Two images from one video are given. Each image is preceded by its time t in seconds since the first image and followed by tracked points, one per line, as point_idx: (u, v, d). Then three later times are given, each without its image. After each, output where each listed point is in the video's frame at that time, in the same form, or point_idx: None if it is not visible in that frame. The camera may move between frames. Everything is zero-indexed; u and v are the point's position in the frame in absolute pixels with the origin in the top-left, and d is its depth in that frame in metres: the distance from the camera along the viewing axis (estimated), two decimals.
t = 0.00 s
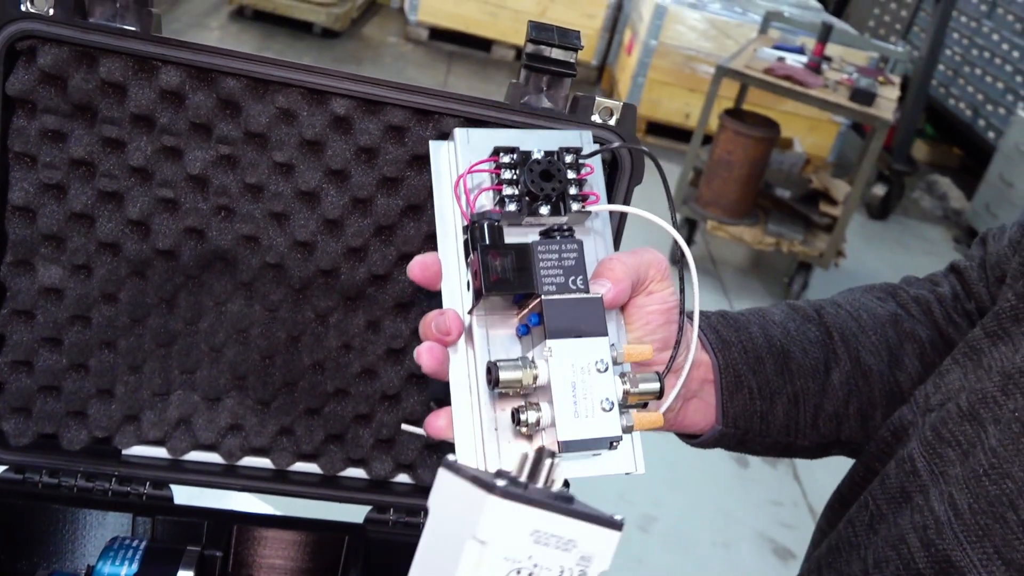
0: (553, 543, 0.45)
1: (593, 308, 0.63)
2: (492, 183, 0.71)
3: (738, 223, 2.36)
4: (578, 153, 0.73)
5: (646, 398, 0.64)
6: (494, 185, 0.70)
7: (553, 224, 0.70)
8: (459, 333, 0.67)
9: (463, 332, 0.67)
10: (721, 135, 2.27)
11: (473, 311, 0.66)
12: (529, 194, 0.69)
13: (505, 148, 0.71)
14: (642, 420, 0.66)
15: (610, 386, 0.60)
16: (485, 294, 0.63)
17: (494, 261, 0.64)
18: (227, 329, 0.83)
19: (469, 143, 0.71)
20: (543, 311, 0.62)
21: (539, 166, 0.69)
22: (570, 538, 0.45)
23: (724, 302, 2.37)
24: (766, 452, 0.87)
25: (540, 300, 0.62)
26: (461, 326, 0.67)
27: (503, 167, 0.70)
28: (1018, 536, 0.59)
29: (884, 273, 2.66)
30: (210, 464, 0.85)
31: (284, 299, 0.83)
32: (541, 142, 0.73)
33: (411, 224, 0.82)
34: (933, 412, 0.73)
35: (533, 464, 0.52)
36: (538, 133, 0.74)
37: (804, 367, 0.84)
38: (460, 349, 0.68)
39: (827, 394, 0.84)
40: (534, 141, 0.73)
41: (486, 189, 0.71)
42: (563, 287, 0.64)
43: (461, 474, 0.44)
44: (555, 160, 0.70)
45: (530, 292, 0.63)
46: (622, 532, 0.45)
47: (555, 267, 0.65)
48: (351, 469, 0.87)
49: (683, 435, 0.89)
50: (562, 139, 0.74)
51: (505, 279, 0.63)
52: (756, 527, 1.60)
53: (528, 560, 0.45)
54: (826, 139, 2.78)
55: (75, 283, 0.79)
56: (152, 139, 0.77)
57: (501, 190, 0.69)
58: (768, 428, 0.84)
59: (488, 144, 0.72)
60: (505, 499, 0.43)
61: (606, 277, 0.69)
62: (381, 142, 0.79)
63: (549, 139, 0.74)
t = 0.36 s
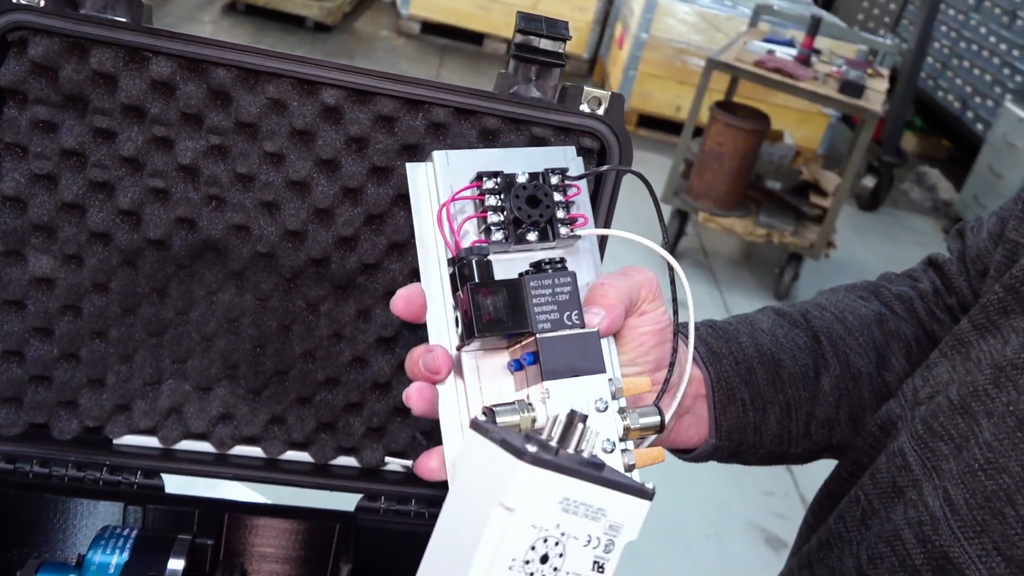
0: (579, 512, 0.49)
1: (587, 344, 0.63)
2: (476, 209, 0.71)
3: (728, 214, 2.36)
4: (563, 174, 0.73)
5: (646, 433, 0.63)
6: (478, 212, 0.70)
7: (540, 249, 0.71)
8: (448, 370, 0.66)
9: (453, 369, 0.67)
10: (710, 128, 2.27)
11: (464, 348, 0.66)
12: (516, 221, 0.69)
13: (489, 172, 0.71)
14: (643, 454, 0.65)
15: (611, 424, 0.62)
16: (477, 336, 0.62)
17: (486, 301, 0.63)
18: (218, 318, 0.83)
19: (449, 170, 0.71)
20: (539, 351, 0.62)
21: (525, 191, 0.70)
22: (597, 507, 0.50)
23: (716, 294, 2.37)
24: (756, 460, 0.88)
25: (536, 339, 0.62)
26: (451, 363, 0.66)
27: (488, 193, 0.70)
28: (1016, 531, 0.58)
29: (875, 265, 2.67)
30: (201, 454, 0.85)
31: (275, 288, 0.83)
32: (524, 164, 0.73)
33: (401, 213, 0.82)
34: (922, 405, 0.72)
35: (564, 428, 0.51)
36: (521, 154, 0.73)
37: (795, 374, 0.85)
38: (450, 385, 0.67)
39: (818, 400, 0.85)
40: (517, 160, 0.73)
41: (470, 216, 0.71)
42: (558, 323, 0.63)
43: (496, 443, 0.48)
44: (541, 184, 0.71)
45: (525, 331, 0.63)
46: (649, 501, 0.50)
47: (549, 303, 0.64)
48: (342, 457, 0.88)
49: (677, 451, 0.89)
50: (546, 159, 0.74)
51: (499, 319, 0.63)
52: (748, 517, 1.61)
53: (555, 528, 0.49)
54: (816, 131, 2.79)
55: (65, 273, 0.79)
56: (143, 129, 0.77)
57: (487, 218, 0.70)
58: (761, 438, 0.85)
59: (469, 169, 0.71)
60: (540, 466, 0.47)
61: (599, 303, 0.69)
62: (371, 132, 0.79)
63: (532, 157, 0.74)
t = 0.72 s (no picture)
0: (563, 460, 0.50)
1: (580, 329, 0.64)
2: (466, 197, 0.70)
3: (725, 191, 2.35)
4: (552, 158, 0.73)
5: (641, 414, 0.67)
6: (468, 200, 0.70)
7: (532, 235, 0.71)
8: (445, 358, 0.66)
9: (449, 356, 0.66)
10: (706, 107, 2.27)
11: (459, 336, 0.65)
12: (506, 208, 0.69)
13: (477, 160, 0.70)
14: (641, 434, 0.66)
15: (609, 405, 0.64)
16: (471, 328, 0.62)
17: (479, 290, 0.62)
18: (212, 288, 0.83)
19: (438, 158, 0.70)
20: (531, 338, 0.63)
21: (515, 178, 0.70)
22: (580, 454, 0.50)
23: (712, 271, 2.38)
24: (755, 429, 0.88)
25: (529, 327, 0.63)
26: (446, 350, 0.66)
27: (477, 181, 0.69)
28: (1008, 482, 0.58)
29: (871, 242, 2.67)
30: (197, 423, 0.85)
31: (268, 258, 0.83)
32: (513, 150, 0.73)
33: (393, 180, 0.81)
34: (919, 362, 0.72)
35: (549, 378, 0.50)
36: (509, 140, 0.73)
37: (792, 344, 0.84)
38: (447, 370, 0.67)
39: (815, 369, 0.85)
40: (506, 145, 0.72)
41: (460, 204, 0.70)
42: (551, 311, 0.64)
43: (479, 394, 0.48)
44: (530, 170, 0.71)
45: (519, 321, 0.63)
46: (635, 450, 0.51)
47: (541, 291, 0.64)
48: (338, 426, 0.88)
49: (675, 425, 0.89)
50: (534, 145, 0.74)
51: (492, 309, 0.62)
52: (745, 492, 1.61)
53: (540, 475, 0.49)
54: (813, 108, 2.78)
55: (58, 243, 0.79)
56: (133, 98, 0.76)
57: (477, 206, 0.69)
58: (760, 409, 0.85)
59: (457, 158, 0.71)
60: (525, 417, 0.47)
61: (592, 287, 0.69)
62: (364, 99, 0.78)
63: (521, 143, 0.73)
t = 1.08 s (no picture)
0: (596, 340, 0.49)
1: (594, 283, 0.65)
2: (472, 149, 0.72)
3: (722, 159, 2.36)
4: (557, 110, 0.74)
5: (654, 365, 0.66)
6: (474, 153, 0.72)
7: (537, 187, 0.73)
8: (454, 312, 0.68)
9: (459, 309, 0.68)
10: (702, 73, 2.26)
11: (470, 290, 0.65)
12: (513, 159, 0.71)
13: (482, 113, 0.72)
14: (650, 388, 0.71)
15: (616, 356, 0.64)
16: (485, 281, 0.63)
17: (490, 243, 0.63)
18: (208, 249, 0.84)
19: (442, 112, 0.71)
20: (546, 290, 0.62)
21: (520, 129, 0.71)
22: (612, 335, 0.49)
23: (708, 239, 2.38)
24: (756, 384, 0.88)
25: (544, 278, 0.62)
26: (457, 305, 0.68)
27: (483, 133, 0.71)
28: (998, 424, 0.60)
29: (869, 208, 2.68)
30: (197, 382, 0.86)
31: (264, 218, 0.83)
32: (516, 102, 0.74)
33: (388, 138, 0.81)
34: (914, 313, 0.73)
35: (588, 261, 0.51)
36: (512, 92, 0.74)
37: (792, 298, 0.85)
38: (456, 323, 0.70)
39: (815, 323, 0.85)
40: (510, 98, 0.74)
41: (466, 157, 0.72)
42: (564, 262, 0.64)
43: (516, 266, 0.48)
44: (535, 122, 0.72)
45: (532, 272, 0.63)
46: (668, 338, 0.50)
47: (554, 243, 0.64)
48: (337, 386, 0.89)
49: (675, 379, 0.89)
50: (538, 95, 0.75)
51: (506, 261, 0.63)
52: (740, 457, 1.63)
53: (573, 352, 0.49)
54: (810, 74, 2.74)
55: (52, 203, 0.80)
56: (122, 55, 0.76)
57: (484, 157, 0.71)
58: (760, 362, 0.86)
59: (461, 110, 0.72)
60: (560, 291, 0.47)
61: (601, 239, 0.70)
62: (356, 55, 0.78)
63: (524, 94, 0.74)
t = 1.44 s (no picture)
0: (620, 283, 0.50)
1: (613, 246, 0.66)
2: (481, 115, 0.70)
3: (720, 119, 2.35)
4: (563, 71, 0.73)
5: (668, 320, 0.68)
6: (484, 118, 0.70)
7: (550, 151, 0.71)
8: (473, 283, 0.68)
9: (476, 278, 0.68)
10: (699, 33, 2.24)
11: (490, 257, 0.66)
12: (525, 123, 0.69)
13: (489, 76, 0.70)
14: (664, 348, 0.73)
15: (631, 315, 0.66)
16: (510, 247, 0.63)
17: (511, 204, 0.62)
18: (203, 217, 0.83)
19: (448, 77, 0.70)
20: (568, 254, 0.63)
21: (531, 92, 0.70)
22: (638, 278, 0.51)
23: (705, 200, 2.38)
24: (752, 346, 0.89)
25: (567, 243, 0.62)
26: (474, 273, 0.68)
27: (492, 97, 0.69)
28: (991, 381, 0.60)
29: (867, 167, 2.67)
30: (196, 350, 0.87)
31: (259, 184, 0.83)
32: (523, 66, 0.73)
33: (382, 102, 0.81)
34: (909, 272, 0.73)
35: (624, 201, 0.50)
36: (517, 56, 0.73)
37: (787, 259, 0.85)
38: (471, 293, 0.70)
39: (811, 283, 0.85)
40: (514, 61, 0.73)
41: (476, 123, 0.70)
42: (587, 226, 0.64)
43: (552, 200, 0.48)
44: (544, 83, 0.71)
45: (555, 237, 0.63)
46: (693, 288, 0.51)
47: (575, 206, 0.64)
48: (336, 351, 0.89)
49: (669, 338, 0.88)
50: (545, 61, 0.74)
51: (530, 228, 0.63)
52: (738, 417, 1.64)
53: (594, 292, 0.50)
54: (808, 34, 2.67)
55: (46, 172, 0.80)
56: (112, 21, 0.75)
57: (495, 123, 0.69)
58: (756, 323, 0.86)
59: (466, 74, 0.71)
60: (589, 233, 0.48)
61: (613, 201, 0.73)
62: (347, 18, 0.77)
63: (528, 57, 0.74)
